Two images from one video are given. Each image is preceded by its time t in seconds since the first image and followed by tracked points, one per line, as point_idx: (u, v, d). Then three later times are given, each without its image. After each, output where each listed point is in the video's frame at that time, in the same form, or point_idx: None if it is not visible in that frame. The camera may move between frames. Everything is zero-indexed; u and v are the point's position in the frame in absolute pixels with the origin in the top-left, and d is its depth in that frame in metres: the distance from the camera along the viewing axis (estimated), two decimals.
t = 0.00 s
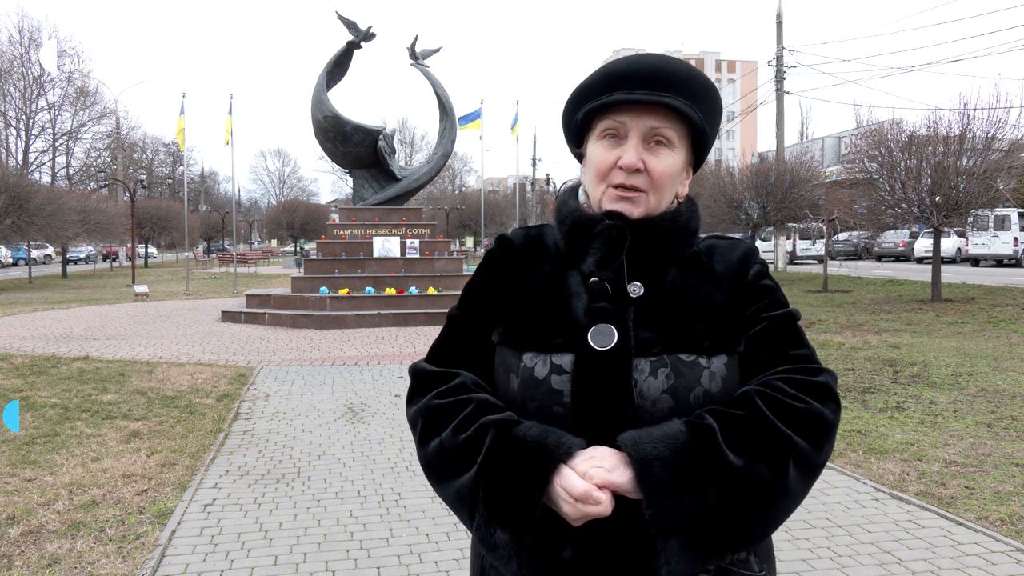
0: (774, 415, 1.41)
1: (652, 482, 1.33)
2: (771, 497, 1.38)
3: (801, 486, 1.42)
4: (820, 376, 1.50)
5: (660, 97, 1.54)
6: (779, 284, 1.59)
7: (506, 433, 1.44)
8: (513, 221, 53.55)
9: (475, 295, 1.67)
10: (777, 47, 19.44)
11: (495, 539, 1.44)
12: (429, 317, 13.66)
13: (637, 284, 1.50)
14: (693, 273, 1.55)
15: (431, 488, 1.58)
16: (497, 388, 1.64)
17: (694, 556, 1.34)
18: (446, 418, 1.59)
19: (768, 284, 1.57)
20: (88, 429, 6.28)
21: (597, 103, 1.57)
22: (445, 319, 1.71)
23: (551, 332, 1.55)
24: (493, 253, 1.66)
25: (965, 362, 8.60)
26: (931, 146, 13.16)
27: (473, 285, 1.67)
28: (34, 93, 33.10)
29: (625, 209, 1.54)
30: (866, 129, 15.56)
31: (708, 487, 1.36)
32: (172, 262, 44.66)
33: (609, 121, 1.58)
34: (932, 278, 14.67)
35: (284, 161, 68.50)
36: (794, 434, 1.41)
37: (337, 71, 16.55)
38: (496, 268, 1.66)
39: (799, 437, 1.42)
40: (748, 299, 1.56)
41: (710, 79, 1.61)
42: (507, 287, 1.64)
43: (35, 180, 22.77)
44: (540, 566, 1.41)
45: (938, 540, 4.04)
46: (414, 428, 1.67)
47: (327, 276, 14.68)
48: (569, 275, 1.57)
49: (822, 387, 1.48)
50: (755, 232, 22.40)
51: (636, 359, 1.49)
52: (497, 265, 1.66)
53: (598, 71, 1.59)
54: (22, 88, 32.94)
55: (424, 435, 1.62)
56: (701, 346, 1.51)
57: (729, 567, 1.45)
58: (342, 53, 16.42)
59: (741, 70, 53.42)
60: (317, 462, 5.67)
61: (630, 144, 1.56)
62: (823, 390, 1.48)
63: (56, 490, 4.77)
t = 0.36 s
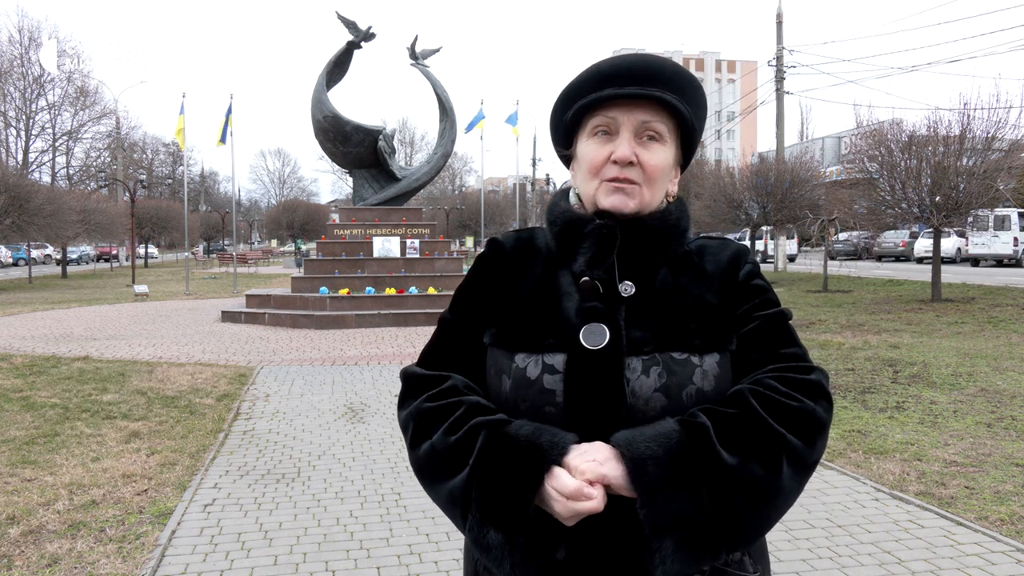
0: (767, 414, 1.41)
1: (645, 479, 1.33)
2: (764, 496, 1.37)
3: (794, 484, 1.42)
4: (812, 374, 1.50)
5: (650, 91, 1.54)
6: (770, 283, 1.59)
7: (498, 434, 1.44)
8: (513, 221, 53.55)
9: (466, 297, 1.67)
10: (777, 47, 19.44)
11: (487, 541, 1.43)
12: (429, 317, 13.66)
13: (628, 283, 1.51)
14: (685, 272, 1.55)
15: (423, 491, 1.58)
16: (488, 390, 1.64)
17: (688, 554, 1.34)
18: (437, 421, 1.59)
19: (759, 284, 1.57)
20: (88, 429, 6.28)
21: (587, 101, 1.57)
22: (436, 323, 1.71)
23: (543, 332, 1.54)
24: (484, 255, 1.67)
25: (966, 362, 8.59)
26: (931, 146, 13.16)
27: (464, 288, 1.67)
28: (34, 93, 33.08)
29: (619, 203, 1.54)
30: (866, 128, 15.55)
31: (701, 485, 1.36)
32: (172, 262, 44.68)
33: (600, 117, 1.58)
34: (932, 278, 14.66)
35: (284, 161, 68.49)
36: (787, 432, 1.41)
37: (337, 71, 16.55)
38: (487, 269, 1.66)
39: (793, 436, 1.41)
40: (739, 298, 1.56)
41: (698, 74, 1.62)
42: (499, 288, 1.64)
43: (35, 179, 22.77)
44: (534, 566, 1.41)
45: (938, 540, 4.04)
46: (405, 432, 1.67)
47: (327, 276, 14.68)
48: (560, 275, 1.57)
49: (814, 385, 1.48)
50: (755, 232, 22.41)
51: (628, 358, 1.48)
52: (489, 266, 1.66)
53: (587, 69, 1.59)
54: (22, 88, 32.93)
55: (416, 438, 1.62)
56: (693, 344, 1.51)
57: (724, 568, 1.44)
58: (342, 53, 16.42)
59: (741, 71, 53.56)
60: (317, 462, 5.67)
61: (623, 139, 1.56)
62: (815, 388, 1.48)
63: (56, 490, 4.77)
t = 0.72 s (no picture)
0: (775, 415, 1.41)
1: (651, 484, 1.33)
2: (773, 498, 1.38)
3: (802, 486, 1.42)
4: (819, 374, 1.50)
5: (653, 90, 1.54)
6: (774, 282, 1.59)
7: (502, 440, 1.44)
8: (512, 221, 53.56)
9: (467, 300, 1.67)
10: (777, 47, 19.45)
11: (492, 551, 1.43)
12: (428, 317, 13.66)
13: (632, 285, 1.51)
14: (688, 273, 1.56)
15: (425, 497, 1.58)
16: (490, 394, 1.64)
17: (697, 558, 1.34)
18: (438, 428, 1.59)
19: (763, 283, 1.57)
20: (88, 429, 6.29)
21: (589, 100, 1.57)
22: (437, 325, 1.71)
23: (546, 335, 1.55)
24: (484, 256, 1.66)
25: (966, 362, 8.59)
26: (931, 146, 13.16)
27: (464, 291, 1.67)
28: (34, 93, 33.09)
29: (623, 204, 1.54)
30: (866, 129, 15.55)
31: (709, 487, 1.36)
32: (172, 262, 44.71)
33: (602, 117, 1.58)
34: (932, 278, 14.67)
35: (284, 161, 68.45)
36: (795, 434, 1.41)
37: (337, 71, 16.55)
38: (488, 271, 1.66)
39: (800, 438, 1.42)
40: (743, 299, 1.57)
41: (700, 73, 1.62)
42: (500, 290, 1.63)
43: (34, 180, 22.76)
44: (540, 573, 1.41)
45: (938, 540, 4.04)
46: (407, 438, 1.67)
47: (327, 276, 14.68)
48: (563, 277, 1.57)
49: (821, 386, 1.48)
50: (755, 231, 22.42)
51: (634, 361, 1.48)
52: (490, 268, 1.66)
53: (589, 68, 1.59)
54: (22, 88, 32.94)
55: (417, 445, 1.62)
56: (699, 347, 1.52)
57: (733, 570, 1.44)
58: (342, 53, 16.42)
59: (740, 71, 53.61)
60: (317, 462, 5.67)
61: (625, 139, 1.56)
62: (822, 389, 1.48)
63: (56, 490, 4.77)
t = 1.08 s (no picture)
0: (786, 422, 1.41)
1: (662, 492, 1.33)
2: (783, 506, 1.37)
3: (814, 493, 1.43)
4: (831, 380, 1.50)
5: (663, 89, 1.54)
6: (788, 284, 1.59)
7: (510, 445, 1.45)
8: (512, 221, 53.57)
9: (476, 303, 1.68)
10: (777, 47, 19.45)
11: (498, 556, 1.43)
12: (428, 317, 13.66)
13: (642, 287, 1.50)
14: (699, 275, 1.55)
15: (434, 501, 1.59)
16: (499, 397, 1.64)
17: (707, 565, 1.34)
18: (447, 431, 1.60)
19: (776, 285, 1.57)
20: (89, 429, 6.28)
21: (598, 100, 1.57)
22: (446, 327, 1.72)
23: (554, 338, 1.55)
24: (494, 258, 1.67)
25: (966, 363, 8.59)
26: (931, 146, 13.16)
27: (473, 293, 1.68)
28: (34, 93, 33.09)
29: (633, 206, 1.54)
30: (866, 129, 15.55)
31: (720, 496, 1.36)
32: (172, 262, 44.73)
33: (611, 116, 1.57)
34: (932, 278, 14.66)
35: (284, 161, 68.46)
36: (806, 441, 1.41)
37: (337, 71, 16.55)
38: (497, 272, 1.66)
39: (812, 444, 1.42)
40: (755, 301, 1.56)
41: (709, 71, 1.62)
42: (509, 292, 1.64)
43: (35, 179, 22.76)
44: None
45: (938, 540, 4.04)
46: (416, 440, 1.68)
47: (327, 276, 14.68)
48: (572, 279, 1.58)
49: (833, 392, 1.48)
50: (755, 231, 22.40)
51: (643, 365, 1.48)
52: (499, 268, 1.66)
53: (596, 66, 1.59)
54: (22, 88, 32.93)
55: (426, 448, 1.63)
56: (709, 350, 1.51)
57: None
58: (342, 53, 16.43)
59: (740, 71, 53.74)
60: (317, 462, 5.67)
61: (635, 139, 1.55)
62: (835, 395, 1.48)
63: (56, 490, 4.77)
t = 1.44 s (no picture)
0: (790, 421, 1.40)
1: (658, 490, 1.33)
2: (786, 507, 1.36)
3: (821, 495, 1.41)
4: (840, 380, 1.47)
5: (675, 88, 1.54)
6: (801, 283, 1.57)
7: (510, 442, 1.45)
8: (513, 221, 53.61)
9: (486, 300, 1.69)
10: (777, 47, 19.44)
11: (496, 551, 1.44)
12: (429, 317, 13.66)
13: (649, 287, 1.51)
14: (708, 274, 1.54)
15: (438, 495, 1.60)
16: (506, 394, 1.65)
17: (703, 564, 1.33)
18: (451, 425, 1.60)
19: (789, 284, 1.55)
20: (88, 430, 6.28)
21: (609, 100, 1.57)
22: (457, 324, 1.74)
23: (559, 337, 1.55)
24: (505, 256, 1.68)
25: (966, 363, 8.59)
26: (931, 146, 13.16)
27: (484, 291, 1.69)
28: (34, 93, 33.09)
29: (645, 207, 1.54)
30: (866, 128, 15.55)
31: (718, 496, 1.35)
32: (172, 262, 44.72)
33: (623, 116, 1.58)
34: (932, 278, 14.66)
35: (284, 161, 68.50)
36: (811, 441, 1.39)
37: (337, 71, 16.55)
38: (508, 270, 1.68)
39: (817, 445, 1.40)
40: (766, 300, 1.54)
41: (721, 68, 1.61)
42: (519, 291, 1.65)
43: (35, 179, 22.76)
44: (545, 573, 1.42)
45: (938, 540, 4.04)
46: (423, 434, 1.69)
47: (327, 276, 14.68)
48: (580, 277, 1.58)
49: (842, 392, 1.45)
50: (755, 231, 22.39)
51: (647, 364, 1.48)
52: (510, 266, 1.68)
53: (607, 66, 1.59)
54: (22, 88, 32.91)
55: (432, 441, 1.64)
56: (715, 350, 1.50)
57: None
58: (342, 53, 16.42)
59: (740, 71, 53.87)
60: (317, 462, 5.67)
61: (647, 139, 1.56)
62: (844, 395, 1.45)
63: (56, 490, 4.77)
